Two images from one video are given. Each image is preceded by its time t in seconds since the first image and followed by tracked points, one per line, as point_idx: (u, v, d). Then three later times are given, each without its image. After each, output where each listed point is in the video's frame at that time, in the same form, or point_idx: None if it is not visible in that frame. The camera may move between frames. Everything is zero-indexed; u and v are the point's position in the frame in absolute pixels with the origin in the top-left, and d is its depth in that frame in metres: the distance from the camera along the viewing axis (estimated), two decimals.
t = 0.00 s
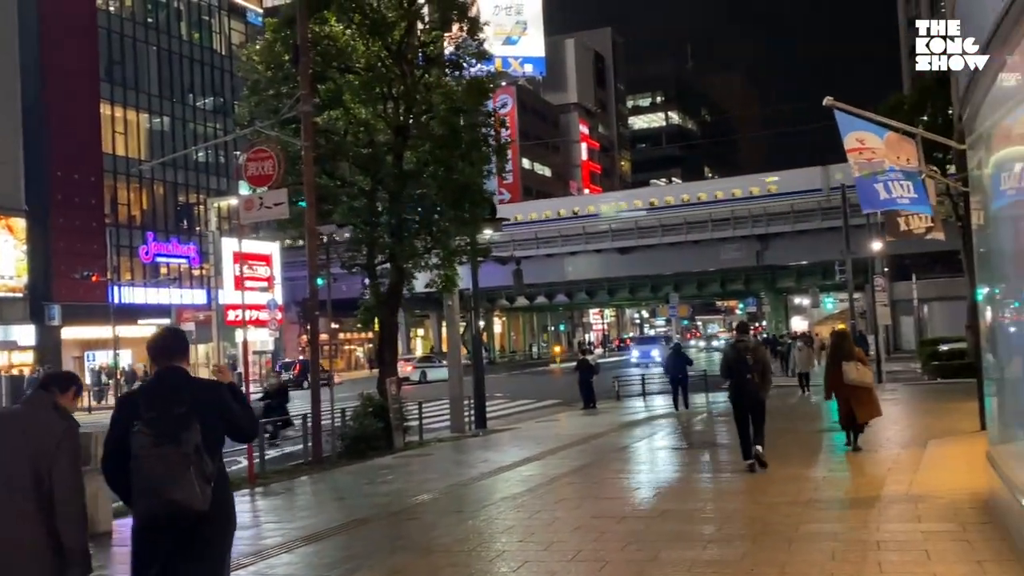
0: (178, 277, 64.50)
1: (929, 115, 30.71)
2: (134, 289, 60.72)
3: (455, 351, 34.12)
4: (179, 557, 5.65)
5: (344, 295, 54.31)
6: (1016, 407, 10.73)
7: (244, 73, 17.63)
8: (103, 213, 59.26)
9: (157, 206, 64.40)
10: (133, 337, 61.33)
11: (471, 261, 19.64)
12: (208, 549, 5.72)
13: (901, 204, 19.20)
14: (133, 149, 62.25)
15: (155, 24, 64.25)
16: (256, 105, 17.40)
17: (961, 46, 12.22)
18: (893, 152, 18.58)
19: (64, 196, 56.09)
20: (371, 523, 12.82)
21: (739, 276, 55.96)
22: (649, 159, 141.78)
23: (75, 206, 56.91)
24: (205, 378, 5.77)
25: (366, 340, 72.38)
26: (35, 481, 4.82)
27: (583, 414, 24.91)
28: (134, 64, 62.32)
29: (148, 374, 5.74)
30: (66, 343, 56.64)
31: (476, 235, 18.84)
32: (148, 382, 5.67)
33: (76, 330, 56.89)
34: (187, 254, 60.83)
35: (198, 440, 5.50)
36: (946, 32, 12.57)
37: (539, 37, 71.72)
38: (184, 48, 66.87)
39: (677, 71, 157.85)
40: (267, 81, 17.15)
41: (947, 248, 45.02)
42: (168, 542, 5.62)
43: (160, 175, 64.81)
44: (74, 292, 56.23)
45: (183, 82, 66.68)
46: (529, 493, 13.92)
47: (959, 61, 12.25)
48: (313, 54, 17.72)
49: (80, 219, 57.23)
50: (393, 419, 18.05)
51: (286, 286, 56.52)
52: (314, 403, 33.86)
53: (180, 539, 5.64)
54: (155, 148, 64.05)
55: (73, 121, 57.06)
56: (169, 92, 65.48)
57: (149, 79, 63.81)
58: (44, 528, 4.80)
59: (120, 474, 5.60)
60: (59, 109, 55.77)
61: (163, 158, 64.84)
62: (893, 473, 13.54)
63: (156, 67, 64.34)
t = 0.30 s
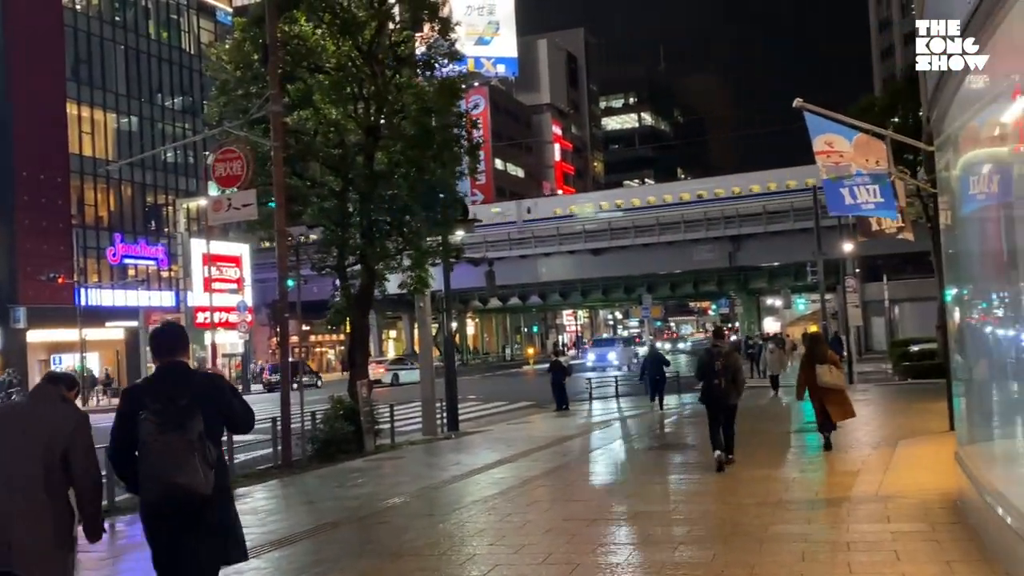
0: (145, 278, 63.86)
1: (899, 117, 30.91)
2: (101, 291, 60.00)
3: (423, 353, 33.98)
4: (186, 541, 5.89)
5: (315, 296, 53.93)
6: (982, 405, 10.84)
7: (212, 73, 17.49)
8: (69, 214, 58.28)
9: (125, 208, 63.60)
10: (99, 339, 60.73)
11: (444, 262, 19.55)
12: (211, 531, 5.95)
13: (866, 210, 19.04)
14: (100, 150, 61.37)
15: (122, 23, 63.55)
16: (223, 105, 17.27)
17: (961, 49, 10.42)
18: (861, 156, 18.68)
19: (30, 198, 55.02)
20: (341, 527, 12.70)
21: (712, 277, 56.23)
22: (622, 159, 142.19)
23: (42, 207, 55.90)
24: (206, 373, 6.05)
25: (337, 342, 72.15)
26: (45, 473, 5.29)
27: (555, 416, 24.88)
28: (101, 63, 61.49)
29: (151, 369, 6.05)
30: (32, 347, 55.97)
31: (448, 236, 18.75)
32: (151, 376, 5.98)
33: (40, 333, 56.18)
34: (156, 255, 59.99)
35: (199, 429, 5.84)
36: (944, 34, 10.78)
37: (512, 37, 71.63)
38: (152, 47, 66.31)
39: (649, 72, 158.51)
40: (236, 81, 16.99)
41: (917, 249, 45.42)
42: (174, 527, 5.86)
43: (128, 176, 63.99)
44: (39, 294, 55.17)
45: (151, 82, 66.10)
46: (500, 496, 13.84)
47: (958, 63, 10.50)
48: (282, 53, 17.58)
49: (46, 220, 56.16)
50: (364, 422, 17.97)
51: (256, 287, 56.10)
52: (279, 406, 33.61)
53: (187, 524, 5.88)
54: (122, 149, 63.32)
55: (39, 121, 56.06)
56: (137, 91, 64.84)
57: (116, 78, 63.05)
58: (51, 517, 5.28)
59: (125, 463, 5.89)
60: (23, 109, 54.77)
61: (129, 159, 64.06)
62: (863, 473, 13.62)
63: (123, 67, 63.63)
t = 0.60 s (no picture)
0: (114, 279, 63.06)
1: (871, 117, 31.13)
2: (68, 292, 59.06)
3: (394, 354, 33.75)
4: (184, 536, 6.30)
5: (287, 298, 53.50)
6: (950, 404, 10.95)
7: (180, 71, 17.28)
8: (36, 214, 57.36)
9: (93, 208, 62.77)
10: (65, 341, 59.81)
11: (417, 263, 19.50)
12: (205, 527, 6.35)
13: (838, 208, 19.42)
14: (68, 149, 60.53)
15: (90, 20, 62.80)
16: (192, 103, 17.10)
17: (963, 52, 8.76)
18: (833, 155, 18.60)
19: None
20: (312, 531, 12.56)
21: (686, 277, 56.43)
22: (595, 160, 142.47)
23: (8, 207, 54.89)
24: (196, 379, 6.47)
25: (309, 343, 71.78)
26: (45, 469, 6.31)
27: (528, 417, 24.82)
28: (68, 61, 60.65)
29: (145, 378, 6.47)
30: None
31: (421, 237, 18.68)
32: (144, 385, 6.40)
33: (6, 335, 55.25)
34: (124, 256, 60.49)
35: (190, 433, 6.26)
36: (942, 33, 9.10)
37: (485, 36, 71.53)
38: (120, 45, 65.62)
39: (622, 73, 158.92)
40: (206, 79, 16.84)
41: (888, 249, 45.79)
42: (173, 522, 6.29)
43: (96, 175, 63.19)
44: (5, 296, 54.17)
45: (119, 80, 65.37)
46: (473, 497, 13.78)
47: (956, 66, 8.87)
48: (252, 50, 17.42)
49: (12, 220, 55.16)
50: (336, 424, 17.80)
51: (226, 288, 55.61)
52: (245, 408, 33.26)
53: (183, 520, 6.30)
54: (90, 148, 62.49)
55: (6, 119, 55.10)
56: (104, 90, 64.04)
57: (84, 77, 62.26)
58: (52, 504, 6.33)
59: (124, 465, 6.38)
60: None
61: (98, 158, 63.24)
62: (836, 473, 13.65)
63: (91, 65, 62.82)
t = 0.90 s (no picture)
0: (82, 279, 62.29)
1: (845, 117, 31.31)
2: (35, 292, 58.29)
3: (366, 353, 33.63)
4: (175, 527, 6.18)
5: (259, 297, 53.21)
6: (922, 403, 10.98)
7: (150, 69, 17.13)
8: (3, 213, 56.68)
9: (61, 207, 62.09)
10: (34, 341, 59.17)
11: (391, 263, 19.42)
12: (194, 516, 6.21)
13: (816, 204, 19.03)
14: (36, 147, 59.81)
15: (58, 16, 62.01)
16: (161, 102, 16.97)
17: (964, 52, 8.12)
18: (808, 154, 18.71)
19: None
20: (284, 532, 12.45)
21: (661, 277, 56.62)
22: (570, 159, 142.79)
23: None
24: (191, 373, 6.35)
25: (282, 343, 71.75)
26: (39, 457, 6.93)
27: (503, 417, 24.82)
28: (36, 57, 59.80)
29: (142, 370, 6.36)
30: None
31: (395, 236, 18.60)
32: (142, 376, 6.30)
33: None
34: (92, 255, 58.98)
35: (180, 422, 6.09)
36: (943, 31, 8.39)
37: (460, 34, 71.46)
38: (89, 42, 64.87)
39: (597, 72, 159.25)
40: (176, 77, 16.69)
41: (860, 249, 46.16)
42: (164, 511, 6.17)
43: (65, 173, 62.50)
44: None
45: (89, 77, 64.68)
46: (446, 497, 13.73)
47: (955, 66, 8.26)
48: (223, 48, 17.26)
49: None
50: (308, 424, 17.83)
51: (197, 288, 55.28)
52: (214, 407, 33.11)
53: (174, 509, 6.16)
54: (59, 145, 61.77)
55: None
56: (73, 87, 63.34)
57: (52, 74, 61.51)
58: (45, 491, 6.95)
59: (119, 456, 6.26)
60: None
61: (67, 156, 62.54)
62: (808, 472, 13.67)
63: (59, 61, 62.03)
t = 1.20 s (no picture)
0: (54, 278, 61.57)
1: (821, 116, 31.46)
2: (6, 291, 57.61)
3: (338, 352, 33.40)
4: (180, 521, 6.74)
5: (234, 297, 52.82)
6: (897, 401, 11.00)
7: (121, 64, 17.00)
8: None
9: (32, 205, 61.32)
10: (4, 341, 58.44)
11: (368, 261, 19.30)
12: (195, 510, 6.76)
13: (788, 206, 18.91)
14: (6, 144, 59.02)
15: (28, 11, 61.20)
16: (133, 99, 16.86)
17: (964, 52, 7.38)
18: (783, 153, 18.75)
19: None
20: (260, 533, 12.32)
21: (639, 275, 56.72)
22: (548, 158, 142.77)
23: None
24: (194, 375, 6.85)
25: (257, 342, 71.51)
26: (39, 457, 7.01)
27: (480, 416, 24.75)
28: (6, 52, 59.03)
29: (150, 370, 6.89)
30: None
31: (371, 234, 18.49)
32: (149, 378, 6.83)
33: None
34: (64, 254, 58.52)
35: (185, 421, 6.62)
36: (943, 31, 7.69)
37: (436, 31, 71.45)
38: (60, 38, 64.10)
39: (575, 69, 159.26)
40: (149, 73, 16.58)
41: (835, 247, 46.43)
42: (169, 506, 6.70)
43: (36, 171, 61.74)
44: None
45: (60, 73, 63.93)
46: (424, 497, 13.65)
47: (955, 70, 7.51)
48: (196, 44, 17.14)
49: None
50: (283, 424, 17.61)
51: (171, 287, 54.88)
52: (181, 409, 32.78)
53: (178, 504, 6.71)
54: (30, 142, 61.00)
55: None
56: (44, 83, 62.57)
57: (22, 70, 60.73)
58: (45, 490, 7.02)
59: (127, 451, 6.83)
60: None
61: (37, 153, 61.77)
62: (787, 469, 13.66)
63: (29, 57, 61.28)
